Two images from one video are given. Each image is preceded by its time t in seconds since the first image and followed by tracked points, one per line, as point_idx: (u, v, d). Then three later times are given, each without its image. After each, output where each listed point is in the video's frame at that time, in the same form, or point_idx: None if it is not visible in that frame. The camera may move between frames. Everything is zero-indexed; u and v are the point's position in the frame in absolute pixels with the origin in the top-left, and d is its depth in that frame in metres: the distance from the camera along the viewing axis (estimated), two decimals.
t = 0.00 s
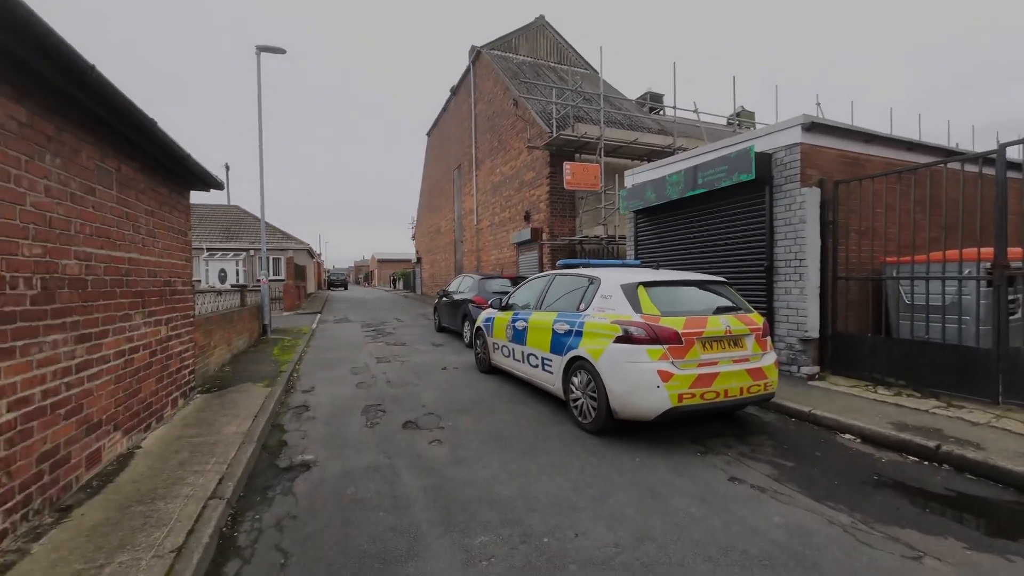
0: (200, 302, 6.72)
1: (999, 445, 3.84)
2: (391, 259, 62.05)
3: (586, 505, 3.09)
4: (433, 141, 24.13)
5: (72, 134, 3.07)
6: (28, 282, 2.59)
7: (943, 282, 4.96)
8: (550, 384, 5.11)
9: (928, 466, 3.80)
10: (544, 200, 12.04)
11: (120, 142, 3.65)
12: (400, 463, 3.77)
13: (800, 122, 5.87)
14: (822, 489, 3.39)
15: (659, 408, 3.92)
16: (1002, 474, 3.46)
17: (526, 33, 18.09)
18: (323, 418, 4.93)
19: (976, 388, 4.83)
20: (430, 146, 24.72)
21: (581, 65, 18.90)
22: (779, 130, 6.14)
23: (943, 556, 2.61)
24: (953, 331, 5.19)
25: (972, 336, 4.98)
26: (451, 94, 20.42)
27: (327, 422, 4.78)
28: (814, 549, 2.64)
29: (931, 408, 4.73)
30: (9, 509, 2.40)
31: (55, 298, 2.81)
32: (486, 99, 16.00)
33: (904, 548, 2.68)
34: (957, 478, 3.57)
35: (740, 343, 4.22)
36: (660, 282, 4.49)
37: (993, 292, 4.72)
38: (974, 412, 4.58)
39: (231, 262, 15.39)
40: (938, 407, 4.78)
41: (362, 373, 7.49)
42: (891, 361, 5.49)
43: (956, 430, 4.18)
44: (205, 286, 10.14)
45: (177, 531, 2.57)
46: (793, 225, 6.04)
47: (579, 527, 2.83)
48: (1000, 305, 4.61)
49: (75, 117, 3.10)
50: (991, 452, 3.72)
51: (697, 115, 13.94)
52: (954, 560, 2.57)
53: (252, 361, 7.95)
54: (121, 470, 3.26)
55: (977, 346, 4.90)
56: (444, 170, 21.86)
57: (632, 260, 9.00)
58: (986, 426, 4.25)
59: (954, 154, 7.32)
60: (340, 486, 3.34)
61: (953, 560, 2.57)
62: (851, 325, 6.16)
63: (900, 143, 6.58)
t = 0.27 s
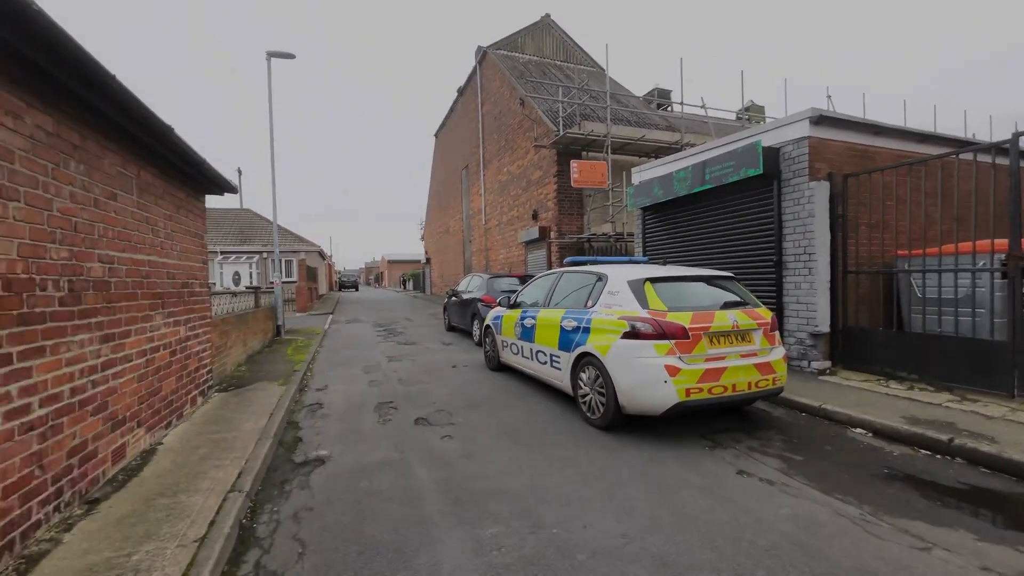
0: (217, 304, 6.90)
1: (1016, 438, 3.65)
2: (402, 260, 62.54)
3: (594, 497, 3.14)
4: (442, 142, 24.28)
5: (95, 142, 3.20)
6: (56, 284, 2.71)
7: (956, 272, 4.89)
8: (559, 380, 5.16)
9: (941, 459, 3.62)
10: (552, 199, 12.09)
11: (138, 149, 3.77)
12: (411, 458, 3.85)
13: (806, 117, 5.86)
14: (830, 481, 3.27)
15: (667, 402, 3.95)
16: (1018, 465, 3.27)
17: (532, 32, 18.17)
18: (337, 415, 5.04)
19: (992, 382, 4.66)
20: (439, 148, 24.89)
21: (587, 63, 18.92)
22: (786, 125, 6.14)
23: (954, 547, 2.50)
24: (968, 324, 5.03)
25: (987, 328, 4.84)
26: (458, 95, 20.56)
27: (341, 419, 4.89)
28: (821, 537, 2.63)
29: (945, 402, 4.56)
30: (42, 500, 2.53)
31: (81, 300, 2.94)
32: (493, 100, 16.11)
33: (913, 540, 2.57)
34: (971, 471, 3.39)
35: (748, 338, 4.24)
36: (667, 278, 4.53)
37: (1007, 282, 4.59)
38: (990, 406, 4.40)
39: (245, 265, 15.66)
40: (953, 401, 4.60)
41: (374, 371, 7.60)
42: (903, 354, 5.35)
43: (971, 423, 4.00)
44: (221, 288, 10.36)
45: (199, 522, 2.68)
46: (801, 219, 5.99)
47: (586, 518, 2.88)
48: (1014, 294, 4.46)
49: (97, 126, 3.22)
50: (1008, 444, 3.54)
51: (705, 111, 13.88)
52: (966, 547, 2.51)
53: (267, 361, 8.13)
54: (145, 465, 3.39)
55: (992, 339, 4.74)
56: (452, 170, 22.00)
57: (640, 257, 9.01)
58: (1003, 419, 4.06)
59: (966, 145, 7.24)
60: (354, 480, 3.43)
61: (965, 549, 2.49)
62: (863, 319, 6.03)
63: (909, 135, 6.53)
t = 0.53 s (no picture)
0: (230, 308, 6.99)
1: None
2: (411, 264, 62.83)
3: (605, 500, 3.13)
4: (450, 145, 24.40)
5: (114, 151, 3.27)
6: (78, 290, 2.77)
7: (973, 272, 4.80)
8: (569, 383, 5.16)
9: (959, 463, 3.56)
10: (560, 201, 12.09)
11: (154, 156, 3.84)
12: (422, 460, 3.87)
13: (817, 116, 5.81)
14: (845, 484, 3.23)
15: (678, 405, 3.94)
16: None
17: (539, 35, 18.22)
18: (349, 418, 5.08)
19: (1012, 383, 4.58)
20: (447, 151, 24.99)
21: (595, 65, 18.92)
22: (796, 124, 6.10)
23: (973, 552, 2.46)
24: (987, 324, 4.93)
25: (1006, 328, 4.73)
26: (466, 99, 20.66)
27: (352, 421, 4.93)
28: (836, 541, 2.61)
29: (963, 405, 4.48)
30: (64, 501, 2.58)
31: (101, 305, 3.00)
32: (501, 103, 16.17)
33: (931, 544, 2.54)
34: (991, 474, 3.34)
35: (760, 340, 4.21)
36: (678, 279, 4.51)
37: None
38: (1010, 408, 4.32)
39: (257, 269, 15.84)
40: (971, 403, 4.52)
41: (385, 374, 7.65)
42: (919, 355, 5.27)
43: (991, 426, 3.93)
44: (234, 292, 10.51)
45: (215, 524, 2.72)
46: (812, 219, 5.94)
47: (598, 521, 2.88)
48: None
49: (115, 135, 3.29)
50: None
51: (714, 111, 13.81)
52: (985, 552, 2.47)
53: (279, 364, 8.21)
54: (162, 467, 3.44)
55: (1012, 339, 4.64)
56: (460, 174, 22.09)
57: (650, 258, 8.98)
58: None
59: (982, 142, 7.13)
60: (366, 482, 3.46)
61: (984, 554, 2.45)
62: (877, 320, 5.95)
63: (923, 133, 6.45)
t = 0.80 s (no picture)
0: (238, 313, 7.01)
1: None
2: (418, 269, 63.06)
3: (616, 510, 3.08)
4: (457, 151, 24.49)
5: (125, 158, 3.28)
6: (88, 296, 2.77)
7: (992, 276, 4.68)
8: (577, 389, 5.11)
9: (982, 473, 3.46)
10: (568, 206, 12.05)
11: (165, 163, 3.86)
12: (430, 467, 3.83)
13: (829, 118, 5.74)
14: (863, 495, 3.15)
15: (690, 412, 3.87)
16: None
17: (546, 41, 18.28)
18: (356, 424, 5.06)
19: None
20: (454, 157, 25.09)
21: (602, 70, 18.94)
22: (808, 127, 6.02)
23: (1000, 567, 2.38)
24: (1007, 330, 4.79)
25: None
26: (473, 105, 20.74)
27: (360, 428, 4.90)
28: (856, 554, 2.53)
29: (984, 412, 4.37)
30: (72, 508, 2.57)
31: (111, 312, 3.00)
32: (508, 108, 16.20)
33: (956, 559, 2.46)
34: (1015, 485, 3.24)
35: (773, 346, 4.13)
36: (688, 284, 4.46)
37: None
38: None
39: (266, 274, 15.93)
40: (992, 411, 4.40)
41: (392, 380, 7.62)
42: (937, 362, 5.16)
43: (1013, 434, 3.82)
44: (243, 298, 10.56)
45: (222, 532, 2.69)
46: (825, 223, 5.85)
47: (610, 531, 2.82)
48: None
49: (126, 143, 3.30)
50: None
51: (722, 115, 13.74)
52: (1013, 567, 2.38)
53: (287, 370, 8.22)
54: (170, 473, 3.43)
55: None
56: (468, 179, 22.15)
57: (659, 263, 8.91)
58: None
59: (998, 144, 7.01)
60: (373, 490, 3.42)
61: (1012, 569, 2.37)
62: (893, 325, 5.84)
63: (938, 135, 6.35)
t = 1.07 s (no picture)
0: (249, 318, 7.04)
1: None
2: (426, 274, 63.24)
3: (629, 520, 3.01)
4: (465, 157, 24.58)
5: (140, 164, 3.30)
6: (101, 301, 2.77)
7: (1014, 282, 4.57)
8: (588, 396, 5.05)
9: (1008, 485, 3.35)
10: (576, 211, 12.01)
11: (179, 170, 3.88)
12: (439, 474, 3.79)
13: (844, 122, 5.66)
14: (885, 508, 3.07)
15: (703, 420, 3.80)
16: None
17: (554, 48, 18.35)
18: (365, 430, 5.03)
19: None
20: (463, 163, 25.19)
21: (610, 76, 18.95)
22: (821, 131, 5.95)
23: None
24: None
25: None
26: (482, 111, 20.83)
27: (368, 434, 4.87)
28: (879, 570, 2.45)
29: (1008, 422, 4.25)
30: (83, 513, 2.56)
31: (124, 316, 3.00)
32: (516, 114, 16.24)
33: None
34: None
35: (789, 353, 4.05)
36: (701, 290, 4.40)
37: None
38: None
39: (276, 280, 16.04)
40: (1017, 421, 4.28)
41: (401, 385, 7.60)
42: (958, 370, 5.03)
43: None
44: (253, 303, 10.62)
45: (231, 539, 2.67)
46: (840, 228, 5.76)
47: (623, 542, 2.76)
48: None
49: (141, 149, 3.32)
50: None
51: (732, 120, 13.67)
52: None
53: (297, 375, 8.23)
54: (180, 478, 3.42)
55: None
56: (476, 185, 22.21)
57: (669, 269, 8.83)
58: None
59: (1017, 148, 6.88)
60: (382, 497, 3.38)
61: None
62: (911, 332, 5.72)
63: (955, 139, 6.25)
